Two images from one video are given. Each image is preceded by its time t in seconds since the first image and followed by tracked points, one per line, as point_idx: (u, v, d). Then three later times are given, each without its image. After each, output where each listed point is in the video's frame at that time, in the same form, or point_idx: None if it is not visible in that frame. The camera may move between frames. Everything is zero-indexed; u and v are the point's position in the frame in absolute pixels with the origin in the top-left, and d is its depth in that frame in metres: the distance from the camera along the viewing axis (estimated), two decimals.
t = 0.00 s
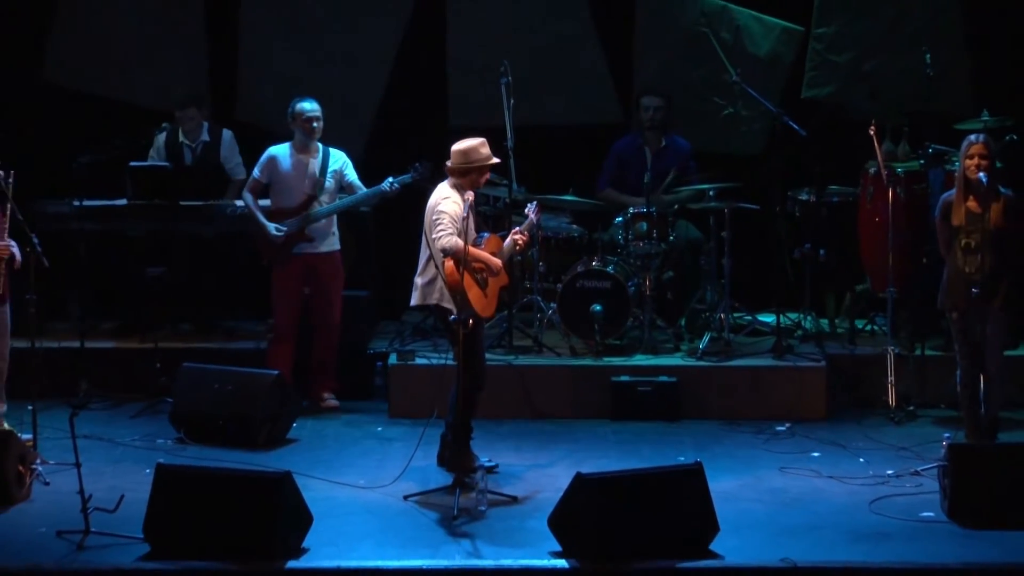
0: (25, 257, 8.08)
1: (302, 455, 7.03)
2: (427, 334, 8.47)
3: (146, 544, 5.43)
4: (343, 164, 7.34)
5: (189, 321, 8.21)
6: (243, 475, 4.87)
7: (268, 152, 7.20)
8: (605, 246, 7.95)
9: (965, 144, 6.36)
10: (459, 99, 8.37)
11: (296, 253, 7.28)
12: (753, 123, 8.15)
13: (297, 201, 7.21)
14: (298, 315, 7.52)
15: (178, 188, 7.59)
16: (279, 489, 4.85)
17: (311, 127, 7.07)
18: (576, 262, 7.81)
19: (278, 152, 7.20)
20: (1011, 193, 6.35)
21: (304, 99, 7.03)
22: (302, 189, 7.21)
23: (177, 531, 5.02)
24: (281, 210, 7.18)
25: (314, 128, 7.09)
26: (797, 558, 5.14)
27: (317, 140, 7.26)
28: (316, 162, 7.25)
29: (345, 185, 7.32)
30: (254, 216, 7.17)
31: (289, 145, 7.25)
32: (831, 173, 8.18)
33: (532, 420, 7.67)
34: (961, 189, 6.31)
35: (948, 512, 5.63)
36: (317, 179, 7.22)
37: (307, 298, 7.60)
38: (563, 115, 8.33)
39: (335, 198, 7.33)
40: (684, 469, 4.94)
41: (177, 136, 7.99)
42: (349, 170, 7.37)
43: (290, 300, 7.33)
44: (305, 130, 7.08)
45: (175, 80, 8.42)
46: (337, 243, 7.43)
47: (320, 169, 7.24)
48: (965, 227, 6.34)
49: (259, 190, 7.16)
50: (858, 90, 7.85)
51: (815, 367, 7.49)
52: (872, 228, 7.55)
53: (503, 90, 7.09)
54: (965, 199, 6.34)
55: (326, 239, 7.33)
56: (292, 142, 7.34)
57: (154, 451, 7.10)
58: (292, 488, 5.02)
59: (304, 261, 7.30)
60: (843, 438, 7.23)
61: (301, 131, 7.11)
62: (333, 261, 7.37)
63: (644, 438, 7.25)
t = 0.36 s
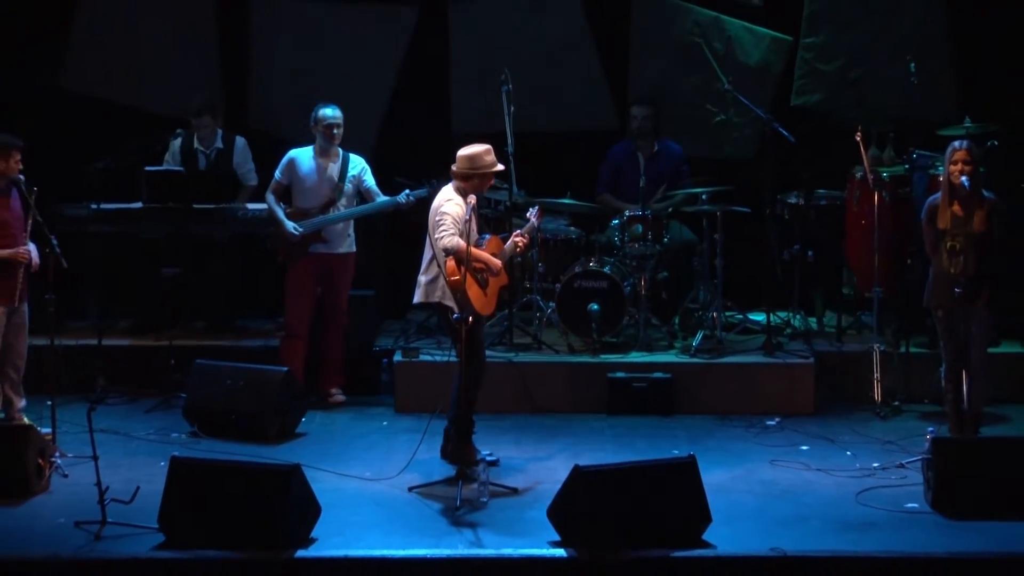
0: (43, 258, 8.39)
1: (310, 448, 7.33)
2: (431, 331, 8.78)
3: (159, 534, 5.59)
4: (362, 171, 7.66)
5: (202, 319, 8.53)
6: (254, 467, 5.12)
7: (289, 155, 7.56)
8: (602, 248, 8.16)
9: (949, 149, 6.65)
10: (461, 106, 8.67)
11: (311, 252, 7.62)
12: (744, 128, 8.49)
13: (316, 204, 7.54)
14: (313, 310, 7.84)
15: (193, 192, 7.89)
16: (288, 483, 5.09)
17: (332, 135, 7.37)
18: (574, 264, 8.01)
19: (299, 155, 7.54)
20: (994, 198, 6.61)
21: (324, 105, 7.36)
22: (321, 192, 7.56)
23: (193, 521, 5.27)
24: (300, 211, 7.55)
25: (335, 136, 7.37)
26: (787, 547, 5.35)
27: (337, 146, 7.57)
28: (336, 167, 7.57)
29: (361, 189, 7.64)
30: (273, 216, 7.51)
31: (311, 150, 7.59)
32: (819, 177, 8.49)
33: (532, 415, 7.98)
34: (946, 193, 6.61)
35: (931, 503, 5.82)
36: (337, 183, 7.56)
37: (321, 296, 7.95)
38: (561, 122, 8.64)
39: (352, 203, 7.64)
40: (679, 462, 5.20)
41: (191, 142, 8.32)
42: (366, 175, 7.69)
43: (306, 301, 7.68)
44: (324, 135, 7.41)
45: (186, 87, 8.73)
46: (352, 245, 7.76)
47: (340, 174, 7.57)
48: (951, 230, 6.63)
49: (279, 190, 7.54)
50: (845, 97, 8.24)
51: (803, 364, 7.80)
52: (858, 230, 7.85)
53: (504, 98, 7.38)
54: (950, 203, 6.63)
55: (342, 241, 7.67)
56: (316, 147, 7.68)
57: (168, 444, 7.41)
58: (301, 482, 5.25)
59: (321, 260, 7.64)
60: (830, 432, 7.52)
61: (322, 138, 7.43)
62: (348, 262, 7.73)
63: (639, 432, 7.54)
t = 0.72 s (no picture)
0: (62, 259, 8.71)
1: (319, 443, 7.63)
2: (435, 330, 9.11)
3: (174, 525, 5.82)
4: (367, 177, 7.99)
5: (214, 319, 8.86)
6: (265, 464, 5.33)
7: (299, 160, 7.85)
8: (599, 249, 8.51)
9: (935, 156, 6.97)
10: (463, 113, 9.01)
11: (314, 254, 7.92)
12: (737, 136, 8.80)
13: (322, 208, 7.86)
14: (318, 302, 8.11)
15: (206, 195, 8.20)
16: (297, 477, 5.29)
17: (340, 143, 7.67)
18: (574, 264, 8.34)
19: (308, 162, 7.84)
20: (976, 203, 6.94)
21: (333, 115, 7.66)
22: (327, 198, 7.87)
23: (206, 513, 5.47)
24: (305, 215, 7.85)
25: (343, 145, 7.67)
26: (777, 536, 5.57)
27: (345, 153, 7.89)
28: (342, 173, 7.88)
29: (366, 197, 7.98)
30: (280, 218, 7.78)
31: (319, 156, 7.90)
32: (809, 182, 8.85)
33: (532, 411, 8.29)
34: (932, 198, 6.92)
35: (916, 494, 6.10)
36: (342, 189, 7.87)
37: (326, 297, 8.28)
38: (560, 129, 8.96)
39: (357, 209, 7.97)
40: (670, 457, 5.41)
41: (203, 147, 8.60)
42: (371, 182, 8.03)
43: (310, 300, 7.98)
44: (334, 143, 7.72)
45: (197, 95, 9.04)
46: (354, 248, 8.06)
47: (346, 180, 7.88)
48: (936, 233, 6.95)
49: (287, 194, 7.83)
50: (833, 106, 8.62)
51: (793, 362, 8.11)
52: (845, 233, 8.17)
53: (506, 106, 7.68)
54: (936, 207, 6.94)
55: (345, 244, 7.97)
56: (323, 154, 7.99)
57: (182, 439, 7.70)
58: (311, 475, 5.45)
59: (323, 261, 7.95)
60: (819, 427, 7.83)
61: (331, 146, 7.73)
62: (351, 266, 8.02)
63: (635, 428, 7.83)
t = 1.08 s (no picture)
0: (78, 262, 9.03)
1: (326, 438, 7.92)
2: (438, 329, 9.44)
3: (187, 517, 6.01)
4: (361, 181, 8.31)
5: (225, 318, 9.19)
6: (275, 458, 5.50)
7: (296, 167, 8.13)
8: (597, 251, 8.79)
9: (918, 162, 7.32)
10: (465, 120, 9.37)
11: (314, 256, 8.19)
12: (729, 141, 9.15)
13: (320, 212, 8.12)
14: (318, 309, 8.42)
15: (218, 198, 8.56)
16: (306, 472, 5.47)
17: (336, 148, 7.95)
18: (572, 266, 8.62)
19: (304, 167, 8.11)
20: (960, 206, 7.28)
21: (330, 121, 7.95)
22: (326, 201, 8.14)
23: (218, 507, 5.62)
24: (304, 219, 8.14)
25: (339, 149, 7.97)
26: (769, 529, 5.68)
27: (341, 158, 8.18)
28: (339, 177, 8.16)
29: (362, 201, 8.31)
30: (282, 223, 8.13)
31: (317, 162, 8.17)
32: (798, 187, 9.21)
33: (531, 406, 8.61)
34: (916, 201, 7.27)
35: (902, 487, 6.37)
36: (340, 192, 8.15)
37: (327, 298, 8.60)
38: (558, 135, 9.29)
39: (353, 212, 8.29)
40: (665, 452, 5.58)
41: (214, 152, 8.89)
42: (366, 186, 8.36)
43: (310, 301, 8.28)
44: (330, 149, 7.99)
45: (207, 102, 9.36)
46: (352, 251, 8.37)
47: (343, 184, 8.16)
48: (920, 235, 7.27)
49: (286, 199, 8.15)
50: (820, 112, 9.01)
51: (783, 359, 8.42)
52: (832, 235, 8.51)
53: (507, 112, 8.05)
54: (920, 211, 7.28)
55: (343, 246, 8.28)
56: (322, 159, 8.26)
57: (195, 434, 8.00)
58: (319, 471, 5.61)
59: (319, 265, 8.21)
60: (809, 423, 8.12)
61: (328, 151, 8.01)
62: (344, 268, 8.32)
63: (630, 423, 8.12)
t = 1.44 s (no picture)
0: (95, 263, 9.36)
1: (334, 433, 8.23)
2: (442, 329, 9.77)
3: (199, 510, 6.23)
4: (357, 188, 8.61)
5: (237, 318, 9.52)
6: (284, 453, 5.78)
7: (294, 175, 8.48)
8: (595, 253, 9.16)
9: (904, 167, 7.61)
10: (468, 127, 9.67)
11: (314, 260, 8.54)
12: (721, 148, 9.47)
13: (318, 219, 8.47)
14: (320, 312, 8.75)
15: (228, 204, 8.81)
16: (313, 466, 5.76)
17: (330, 157, 8.27)
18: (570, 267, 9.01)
19: (301, 176, 8.46)
20: (945, 210, 7.60)
21: (322, 133, 8.28)
22: (322, 208, 8.48)
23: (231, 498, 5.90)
24: (303, 225, 8.51)
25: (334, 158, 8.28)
26: (759, 520, 5.95)
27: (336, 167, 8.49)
28: (334, 185, 8.49)
29: (358, 207, 8.60)
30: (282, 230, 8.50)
31: (313, 170, 8.50)
32: (790, 192, 9.54)
33: (531, 403, 8.94)
34: (902, 206, 7.58)
35: (888, 481, 6.66)
36: (336, 200, 8.48)
37: (331, 299, 8.92)
38: (558, 142, 9.61)
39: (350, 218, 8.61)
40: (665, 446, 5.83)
41: (225, 158, 9.23)
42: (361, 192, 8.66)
43: (313, 304, 8.62)
44: (324, 158, 8.32)
45: (220, 110, 9.69)
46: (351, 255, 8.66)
47: (338, 192, 8.48)
48: (907, 240, 7.60)
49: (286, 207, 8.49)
50: (811, 120, 9.36)
51: (774, 358, 8.74)
52: (820, 238, 8.85)
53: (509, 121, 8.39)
54: (906, 215, 7.59)
55: (340, 250, 8.60)
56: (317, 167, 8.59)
57: (208, 429, 8.31)
58: (327, 465, 5.89)
59: (320, 268, 8.57)
60: (799, 419, 8.43)
61: (322, 160, 8.33)
62: (339, 272, 8.62)
63: (627, 419, 8.43)
